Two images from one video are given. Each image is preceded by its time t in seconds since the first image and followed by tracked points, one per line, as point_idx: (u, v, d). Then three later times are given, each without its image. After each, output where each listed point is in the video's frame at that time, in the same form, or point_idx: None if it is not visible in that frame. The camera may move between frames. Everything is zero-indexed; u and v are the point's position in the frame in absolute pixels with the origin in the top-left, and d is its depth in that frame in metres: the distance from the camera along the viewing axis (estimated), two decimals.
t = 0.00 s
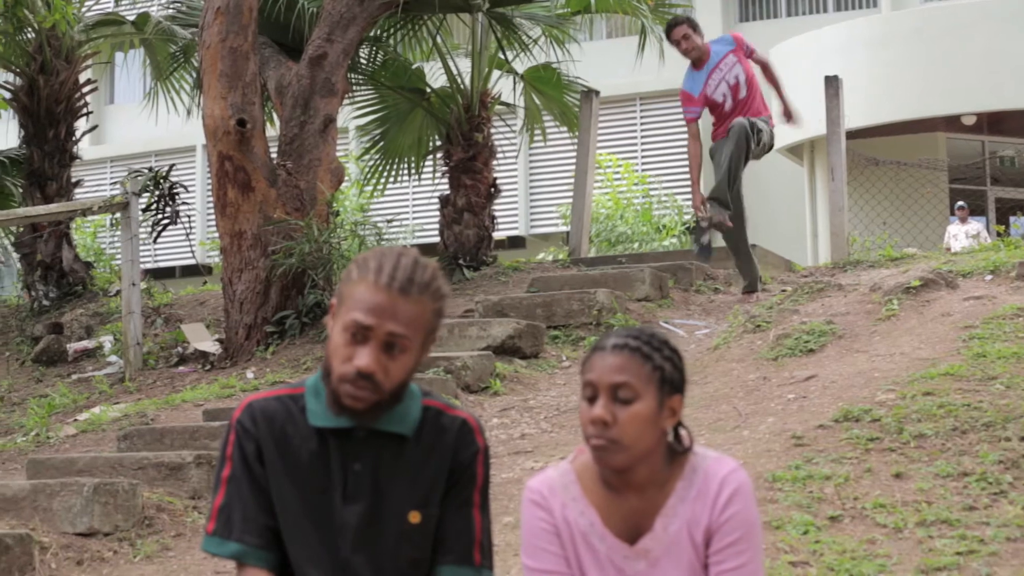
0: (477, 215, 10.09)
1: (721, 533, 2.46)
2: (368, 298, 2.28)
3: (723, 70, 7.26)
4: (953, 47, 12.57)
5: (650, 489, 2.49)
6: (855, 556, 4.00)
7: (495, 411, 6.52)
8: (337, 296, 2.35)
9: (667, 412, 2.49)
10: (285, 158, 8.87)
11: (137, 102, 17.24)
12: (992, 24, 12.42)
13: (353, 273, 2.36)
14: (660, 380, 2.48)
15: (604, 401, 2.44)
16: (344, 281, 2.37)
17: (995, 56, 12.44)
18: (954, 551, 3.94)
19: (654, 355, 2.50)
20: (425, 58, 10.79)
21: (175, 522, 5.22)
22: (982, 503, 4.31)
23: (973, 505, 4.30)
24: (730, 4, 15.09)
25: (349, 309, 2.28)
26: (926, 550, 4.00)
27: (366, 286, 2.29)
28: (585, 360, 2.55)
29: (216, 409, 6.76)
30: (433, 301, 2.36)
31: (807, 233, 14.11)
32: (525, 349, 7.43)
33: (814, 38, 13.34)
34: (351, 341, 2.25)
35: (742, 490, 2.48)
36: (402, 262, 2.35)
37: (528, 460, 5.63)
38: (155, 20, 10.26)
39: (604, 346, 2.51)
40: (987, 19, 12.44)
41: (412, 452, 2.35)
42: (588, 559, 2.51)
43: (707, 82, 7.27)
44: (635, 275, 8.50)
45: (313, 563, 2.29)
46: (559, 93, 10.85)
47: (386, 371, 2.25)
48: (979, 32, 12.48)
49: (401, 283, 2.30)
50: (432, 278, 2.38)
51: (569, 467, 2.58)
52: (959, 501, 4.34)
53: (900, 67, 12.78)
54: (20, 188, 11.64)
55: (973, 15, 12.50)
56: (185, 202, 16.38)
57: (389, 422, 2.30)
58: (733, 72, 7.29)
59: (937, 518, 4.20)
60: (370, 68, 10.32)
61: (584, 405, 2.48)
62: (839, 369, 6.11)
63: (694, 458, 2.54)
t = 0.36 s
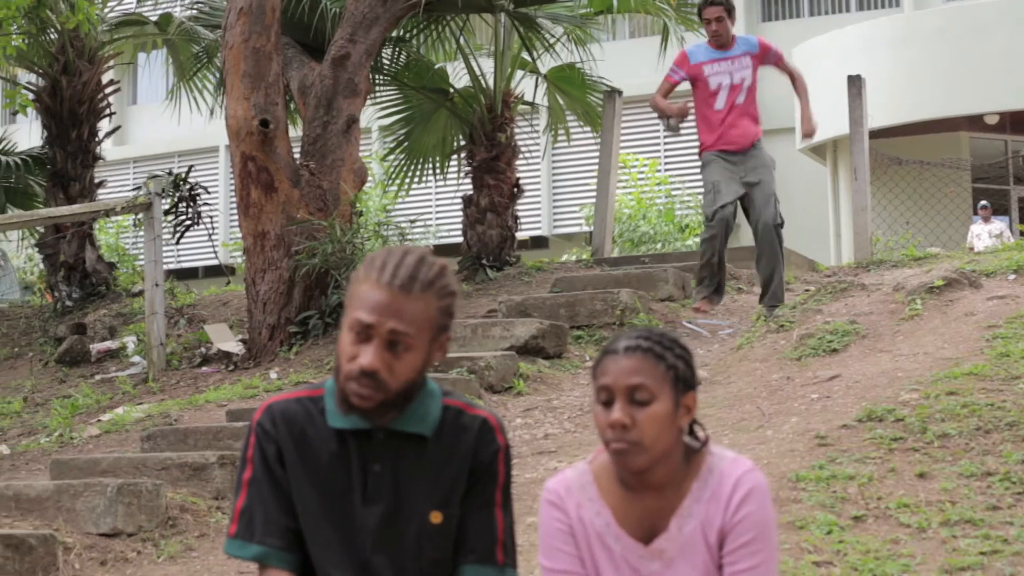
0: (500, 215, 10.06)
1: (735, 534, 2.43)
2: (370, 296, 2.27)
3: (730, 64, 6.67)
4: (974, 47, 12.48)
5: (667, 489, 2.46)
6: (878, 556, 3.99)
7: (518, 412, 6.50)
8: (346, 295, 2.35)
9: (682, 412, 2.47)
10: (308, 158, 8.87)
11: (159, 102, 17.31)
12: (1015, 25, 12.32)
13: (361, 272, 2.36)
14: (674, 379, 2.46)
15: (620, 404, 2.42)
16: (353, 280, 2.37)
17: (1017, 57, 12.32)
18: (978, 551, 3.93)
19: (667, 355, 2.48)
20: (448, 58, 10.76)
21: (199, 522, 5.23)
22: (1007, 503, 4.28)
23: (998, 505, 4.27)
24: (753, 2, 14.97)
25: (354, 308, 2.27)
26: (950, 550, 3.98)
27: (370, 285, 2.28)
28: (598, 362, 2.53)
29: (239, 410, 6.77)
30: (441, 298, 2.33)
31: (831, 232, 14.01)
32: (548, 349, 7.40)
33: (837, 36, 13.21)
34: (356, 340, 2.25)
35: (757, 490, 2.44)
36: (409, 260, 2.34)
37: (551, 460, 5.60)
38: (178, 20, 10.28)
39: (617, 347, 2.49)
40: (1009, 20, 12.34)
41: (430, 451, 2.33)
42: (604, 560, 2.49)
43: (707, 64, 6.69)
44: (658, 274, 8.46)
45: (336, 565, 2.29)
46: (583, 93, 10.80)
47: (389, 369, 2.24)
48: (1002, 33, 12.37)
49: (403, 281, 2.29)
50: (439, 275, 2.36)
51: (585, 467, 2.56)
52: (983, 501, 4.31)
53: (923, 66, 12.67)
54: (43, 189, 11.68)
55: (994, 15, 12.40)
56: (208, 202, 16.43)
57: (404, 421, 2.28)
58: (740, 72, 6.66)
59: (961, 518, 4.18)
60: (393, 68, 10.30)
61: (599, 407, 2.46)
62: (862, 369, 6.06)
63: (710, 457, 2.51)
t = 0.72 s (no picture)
0: (523, 215, 10.04)
1: (759, 535, 2.40)
2: (374, 293, 2.29)
3: (681, 66, 5.83)
4: (996, 46, 12.28)
5: (691, 492, 2.43)
6: (902, 556, 3.96)
7: (541, 412, 6.47)
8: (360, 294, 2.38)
9: (703, 413, 2.44)
10: (331, 158, 8.88)
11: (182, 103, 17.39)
12: None
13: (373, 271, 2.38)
14: (695, 380, 2.44)
15: (644, 407, 2.40)
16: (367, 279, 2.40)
17: None
18: (1001, 551, 3.90)
19: (687, 356, 2.46)
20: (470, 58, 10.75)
21: (221, 523, 5.23)
22: None
23: (1022, 505, 4.23)
24: (776, 0, 14.88)
25: (360, 304, 2.30)
26: (973, 550, 3.96)
27: (376, 282, 2.30)
28: (617, 365, 2.50)
29: (261, 410, 6.77)
30: (446, 296, 2.33)
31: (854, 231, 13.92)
32: (571, 349, 7.38)
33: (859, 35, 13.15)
34: (363, 336, 2.26)
35: (780, 491, 2.42)
36: (416, 258, 2.35)
37: (574, 460, 5.58)
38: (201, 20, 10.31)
39: (636, 349, 2.47)
40: None
41: (448, 450, 2.32)
42: (629, 564, 2.46)
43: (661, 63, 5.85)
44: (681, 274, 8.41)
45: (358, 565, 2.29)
46: (604, 93, 10.76)
47: (391, 364, 2.23)
48: None
49: (405, 276, 2.30)
50: (447, 273, 2.36)
51: (608, 471, 2.53)
52: (1007, 501, 4.27)
53: (944, 66, 12.55)
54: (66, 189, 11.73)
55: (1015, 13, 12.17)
56: (231, 203, 16.47)
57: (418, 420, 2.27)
58: (693, 76, 5.82)
59: (984, 518, 4.14)
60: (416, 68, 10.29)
61: (621, 409, 2.44)
62: (885, 368, 6.01)
63: (732, 458, 2.48)
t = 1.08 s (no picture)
0: (542, 211, 10.03)
1: (780, 532, 2.38)
2: (388, 287, 2.28)
3: (606, 79, 5.59)
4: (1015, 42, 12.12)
5: (711, 488, 2.41)
6: (921, 551, 3.94)
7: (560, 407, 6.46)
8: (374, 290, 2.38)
9: (724, 408, 2.42)
10: (349, 155, 8.88)
11: (200, 100, 17.44)
12: None
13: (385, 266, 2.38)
14: (717, 375, 2.42)
15: (666, 402, 2.38)
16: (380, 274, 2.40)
17: None
18: (1021, 546, 3.87)
19: (709, 351, 2.44)
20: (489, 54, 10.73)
21: (240, 519, 5.24)
22: None
23: None
24: None
25: (374, 298, 2.29)
26: (992, 546, 3.93)
27: (390, 278, 2.29)
28: (638, 360, 2.49)
29: (280, 406, 6.78)
30: (458, 290, 2.32)
31: (872, 227, 13.85)
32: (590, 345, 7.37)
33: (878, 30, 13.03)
34: (377, 330, 2.25)
35: (801, 488, 2.40)
36: (428, 251, 2.34)
37: (593, 456, 5.56)
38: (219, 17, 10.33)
39: (658, 345, 2.45)
40: None
41: (465, 445, 2.32)
42: (650, 561, 2.44)
43: (586, 74, 5.60)
44: (700, 270, 8.38)
45: (377, 560, 2.28)
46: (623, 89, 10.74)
47: (403, 357, 2.22)
48: None
49: (418, 270, 2.29)
50: (460, 266, 2.35)
51: (629, 467, 2.51)
52: None
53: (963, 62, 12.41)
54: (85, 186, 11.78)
55: None
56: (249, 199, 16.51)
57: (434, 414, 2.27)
58: (617, 94, 5.58)
59: (1004, 514, 4.11)
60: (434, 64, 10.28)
61: (642, 406, 2.42)
62: (904, 364, 5.97)
63: (752, 454, 2.46)
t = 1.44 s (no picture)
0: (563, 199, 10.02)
1: (802, 520, 2.37)
2: (408, 278, 2.27)
3: (533, 108, 4.77)
4: None
5: (734, 476, 2.40)
6: (943, 539, 3.92)
7: (583, 395, 6.46)
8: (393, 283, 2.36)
9: (747, 396, 2.42)
10: (371, 144, 8.88)
11: (221, 89, 17.50)
12: None
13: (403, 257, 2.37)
14: (740, 362, 2.41)
15: (689, 390, 2.37)
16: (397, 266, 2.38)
17: None
18: None
19: (731, 338, 2.42)
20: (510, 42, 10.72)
21: (263, 507, 5.26)
22: None
23: None
24: None
25: (396, 291, 2.28)
26: (1016, 533, 3.90)
27: (411, 269, 2.28)
28: (659, 348, 2.47)
29: (302, 394, 6.80)
30: (481, 274, 2.32)
31: (894, 214, 13.75)
32: (612, 333, 7.34)
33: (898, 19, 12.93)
34: (404, 323, 2.25)
35: (824, 475, 2.39)
36: (446, 239, 2.35)
37: (615, 443, 5.55)
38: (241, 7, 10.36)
39: (680, 333, 2.44)
40: None
41: (488, 432, 2.31)
42: (673, 549, 2.44)
43: (507, 107, 4.80)
44: (722, 258, 8.35)
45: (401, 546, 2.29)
46: (645, 78, 10.71)
47: (436, 348, 2.24)
48: None
49: (440, 259, 2.29)
50: (480, 251, 2.36)
51: (651, 454, 2.50)
52: None
53: (983, 51, 12.27)
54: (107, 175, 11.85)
55: None
56: (271, 188, 16.55)
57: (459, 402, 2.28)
58: (547, 121, 4.75)
59: None
60: (455, 53, 10.30)
61: (665, 393, 2.41)
62: (927, 352, 5.93)
63: (774, 441, 2.45)
